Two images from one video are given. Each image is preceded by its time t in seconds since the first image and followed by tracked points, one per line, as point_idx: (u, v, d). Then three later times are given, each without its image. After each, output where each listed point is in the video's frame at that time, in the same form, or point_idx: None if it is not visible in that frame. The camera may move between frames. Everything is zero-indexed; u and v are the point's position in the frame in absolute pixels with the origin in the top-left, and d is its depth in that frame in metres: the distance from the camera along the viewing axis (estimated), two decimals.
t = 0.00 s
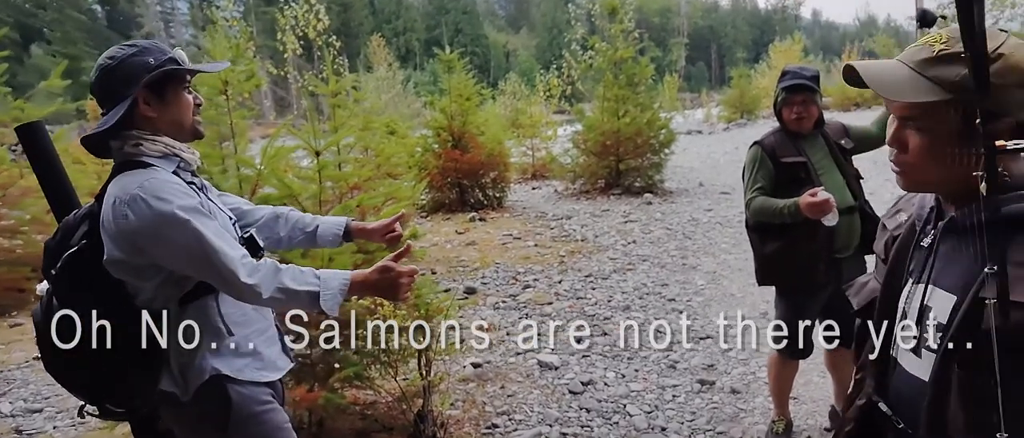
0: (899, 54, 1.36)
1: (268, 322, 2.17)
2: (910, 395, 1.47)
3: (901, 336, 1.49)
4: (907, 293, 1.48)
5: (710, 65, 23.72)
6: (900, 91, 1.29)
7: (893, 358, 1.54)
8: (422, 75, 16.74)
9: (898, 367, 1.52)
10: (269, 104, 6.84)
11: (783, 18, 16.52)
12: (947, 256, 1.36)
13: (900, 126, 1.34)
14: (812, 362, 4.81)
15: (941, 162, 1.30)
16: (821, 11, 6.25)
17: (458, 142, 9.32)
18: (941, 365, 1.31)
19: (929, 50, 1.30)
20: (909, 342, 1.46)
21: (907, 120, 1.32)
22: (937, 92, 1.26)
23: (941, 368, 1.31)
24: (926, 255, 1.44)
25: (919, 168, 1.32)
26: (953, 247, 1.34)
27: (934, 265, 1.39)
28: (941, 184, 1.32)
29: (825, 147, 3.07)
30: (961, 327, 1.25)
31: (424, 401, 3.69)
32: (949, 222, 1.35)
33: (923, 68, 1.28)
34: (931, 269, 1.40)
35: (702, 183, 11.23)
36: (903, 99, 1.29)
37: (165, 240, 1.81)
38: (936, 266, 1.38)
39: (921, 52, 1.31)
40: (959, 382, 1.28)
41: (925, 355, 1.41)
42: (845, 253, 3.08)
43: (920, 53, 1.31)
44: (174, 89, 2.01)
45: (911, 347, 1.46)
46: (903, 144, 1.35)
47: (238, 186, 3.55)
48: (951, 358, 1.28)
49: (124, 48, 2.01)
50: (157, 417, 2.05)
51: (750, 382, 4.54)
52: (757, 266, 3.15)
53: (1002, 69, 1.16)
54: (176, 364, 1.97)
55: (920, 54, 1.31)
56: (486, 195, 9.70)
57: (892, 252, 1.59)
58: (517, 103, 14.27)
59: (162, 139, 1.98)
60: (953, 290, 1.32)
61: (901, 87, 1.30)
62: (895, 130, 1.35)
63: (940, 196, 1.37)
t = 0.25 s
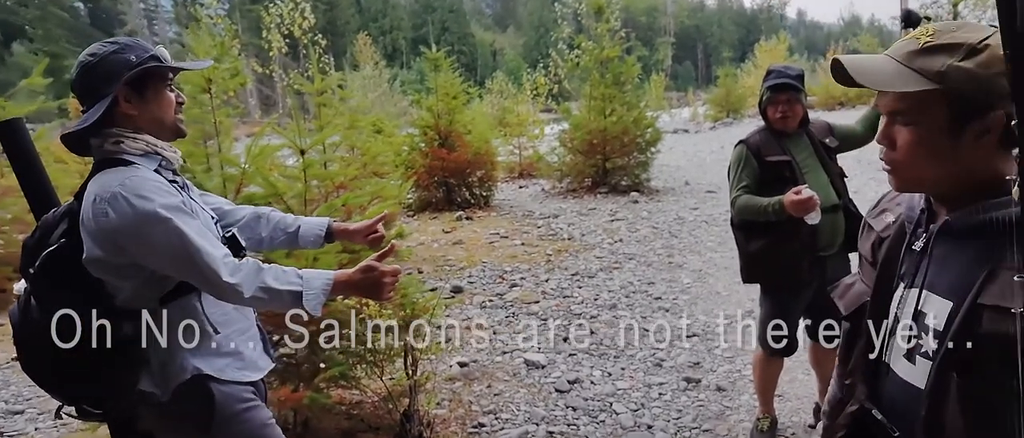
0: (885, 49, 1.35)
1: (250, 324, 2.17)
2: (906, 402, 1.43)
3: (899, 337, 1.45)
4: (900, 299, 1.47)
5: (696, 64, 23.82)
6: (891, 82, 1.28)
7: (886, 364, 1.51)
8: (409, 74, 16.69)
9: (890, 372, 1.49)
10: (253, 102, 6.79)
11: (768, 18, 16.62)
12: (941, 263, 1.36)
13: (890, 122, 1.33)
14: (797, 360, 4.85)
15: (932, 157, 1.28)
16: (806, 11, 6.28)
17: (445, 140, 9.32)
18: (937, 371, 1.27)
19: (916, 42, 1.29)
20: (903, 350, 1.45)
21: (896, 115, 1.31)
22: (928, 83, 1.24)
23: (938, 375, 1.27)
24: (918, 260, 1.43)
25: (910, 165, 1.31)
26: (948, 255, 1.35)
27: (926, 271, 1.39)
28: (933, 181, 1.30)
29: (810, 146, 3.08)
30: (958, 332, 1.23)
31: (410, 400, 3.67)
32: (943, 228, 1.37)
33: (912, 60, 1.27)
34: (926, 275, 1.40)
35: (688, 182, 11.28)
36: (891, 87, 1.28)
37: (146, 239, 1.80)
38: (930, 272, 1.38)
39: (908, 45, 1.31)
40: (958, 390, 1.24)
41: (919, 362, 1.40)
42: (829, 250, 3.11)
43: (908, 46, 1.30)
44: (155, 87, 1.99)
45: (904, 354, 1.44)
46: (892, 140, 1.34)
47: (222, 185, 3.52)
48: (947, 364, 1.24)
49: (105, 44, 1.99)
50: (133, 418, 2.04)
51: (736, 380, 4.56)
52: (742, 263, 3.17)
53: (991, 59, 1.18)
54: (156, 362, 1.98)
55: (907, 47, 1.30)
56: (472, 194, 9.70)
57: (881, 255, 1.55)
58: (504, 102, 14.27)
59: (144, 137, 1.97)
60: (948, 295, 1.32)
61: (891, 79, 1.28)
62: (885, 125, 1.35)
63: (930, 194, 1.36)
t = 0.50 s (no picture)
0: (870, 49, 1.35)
1: (234, 328, 2.17)
2: (903, 411, 1.37)
3: (898, 342, 1.39)
4: (897, 305, 1.41)
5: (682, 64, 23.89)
6: (874, 77, 1.27)
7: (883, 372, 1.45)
8: (396, 74, 16.62)
9: (886, 379, 1.43)
10: (239, 102, 6.74)
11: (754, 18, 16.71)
12: (938, 267, 1.30)
13: (878, 120, 1.31)
14: (783, 358, 4.88)
15: (923, 155, 1.25)
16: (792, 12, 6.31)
17: (432, 140, 9.26)
18: (936, 382, 1.25)
19: (898, 41, 1.30)
20: (900, 357, 1.38)
21: (884, 111, 1.29)
22: (911, 77, 1.23)
23: (938, 386, 1.25)
24: (915, 264, 1.38)
25: (901, 163, 1.27)
26: (944, 258, 1.29)
27: (924, 276, 1.33)
28: (924, 180, 1.27)
29: (796, 146, 3.10)
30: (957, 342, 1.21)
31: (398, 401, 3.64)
32: (939, 231, 1.30)
33: (895, 56, 1.27)
34: (922, 280, 1.34)
35: (675, 181, 11.30)
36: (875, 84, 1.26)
37: (129, 239, 1.78)
38: (927, 277, 1.33)
39: (891, 44, 1.31)
40: (959, 399, 1.22)
41: (917, 370, 1.34)
42: (815, 249, 3.13)
43: (891, 44, 1.30)
44: (138, 86, 1.98)
45: (901, 361, 1.38)
46: (881, 139, 1.31)
47: (208, 186, 3.48)
48: (946, 376, 1.23)
49: (87, 42, 1.97)
50: (112, 421, 2.02)
51: (723, 378, 4.58)
52: (729, 262, 3.18)
53: (973, 54, 1.18)
54: (140, 364, 1.97)
55: (891, 45, 1.31)
56: (460, 194, 9.66)
57: (875, 260, 1.51)
58: (491, 102, 14.24)
59: (127, 136, 1.96)
60: (946, 302, 1.27)
61: (875, 74, 1.27)
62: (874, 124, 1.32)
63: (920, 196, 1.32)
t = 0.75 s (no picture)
0: (857, 53, 1.29)
1: (218, 330, 2.17)
2: (902, 425, 1.25)
3: (894, 352, 1.27)
4: (895, 310, 1.27)
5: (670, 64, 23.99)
6: (860, 81, 1.20)
7: (881, 381, 1.32)
8: (384, 75, 16.60)
9: (884, 388, 1.30)
10: (226, 103, 6.71)
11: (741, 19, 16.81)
12: (939, 273, 1.18)
13: (869, 123, 1.23)
14: (770, 356, 4.90)
15: (916, 159, 1.16)
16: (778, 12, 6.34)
17: (420, 140, 9.25)
18: (936, 395, 1.14)
19: (884, 43, 1.23)
20: (898, 365, 1.25)
21: (874, 114, 1.21)
22: (898, 77, 1.16)
23: (937, 400, 1.14)
24: (914, 269, 1.25)
25: (894, 169, 1.19)
26: (946, 263, 1.16)
27: (923, 281, 1.21)
28: (921, 186, 1.18)
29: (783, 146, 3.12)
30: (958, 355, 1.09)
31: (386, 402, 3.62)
32: (937, 236, 1.18)
33: (881, 57, 1.20)
34: (919, 286, 1.22)
35: (664, 181, 11.34)
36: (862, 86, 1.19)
37: (113, 240, 1.78)
38: (926, 281, 1.20)
39: (877, 45, 1.24)
40: (963, 416, 1.11)
41: (914, 379, 1.21)
42: (801, 248, 3.14)
43: (878, 46, 1.23)
44: (123, 86, 1.97)
45: (900, 369, 1.25)
46: (872, 142, 1.22)
47: (193, 187, 3.45)
48: (945, 389, 1.13)
49: (71, 41, 1.95)
50: (93, 425, 1.99)
51: (711, 377, 4.60)
52: (715, 261, 3.20)
53: (961, 50, 1.11)
54: (124, 365, 1.97)
55: (877, 47, 1.24)
56: (448, 194, 9.65)
57: (871, 264, 1.37)
58: (480, 102, 14.25)
59: (111, 136, 1.94)
60: (946, 309, 1.15)
61: (860, 77, 1.21)
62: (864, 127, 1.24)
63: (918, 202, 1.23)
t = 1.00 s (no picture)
0: (851, 55, 1.28)
1: (204, 330, 2.15)
2: (899, 432, 1.24)
3: (892, 358, 1.26)
4: (894, 315, 1.27)
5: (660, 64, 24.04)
6: (855, 83, 1.19)
7: (878, 388, 1.31)
8: (374, 75, 16.55)
9: (882, 394, 1.29)
10: (213, 102, 6.69)
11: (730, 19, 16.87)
12: (938, 278, 1.17)
13: (865, 127, 1.22)
14: (759, 355, 4.92)
15: (916, 159, 1.16)
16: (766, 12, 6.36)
17: (410, 140, 9.22)
18: (935, 404, 1.13)
19: (880, 43, 1.22)
20: (895, 370, 1.25)
21: (870, 118, 1.21)
22: (894, 79, 1.15)
23: (936, 409, 1.13)
24: (911, 273, 1.25)
25: (893, 170, 1.18)
26: (944, 269, 1.16)
27: (921, 286, 1.21)
28: (919, 187, 1.17)
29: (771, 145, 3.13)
30: (956, 362, 1.08)
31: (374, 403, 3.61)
32: (936, 240, 1.18)
33: (876, 59, 1.20)
34: (917, 290, 1.22)
35: (653, 181, 11.36)
36: (859, 88, 1.18)
37: (99, 240, 1.76)
38: (924, 286, 1.20)
39: (873, 46, 1.24)
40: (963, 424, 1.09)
41: (913, 385, 1.21)
42: (789, 247, 3.15)
43: (873, 47, 1.23)
44: (109, 85, 1.95)
45: (899, 374, 1.24)
46: (870, 146, 1.21)
47: (180, 188, 3.43)
48: (945, 398, 1.11)
49: (57, 41, 1.94)
50: (78, 424, 2.00)
51: (700, 376, 4.61)
52: (704, 260, 3.21)
53: (958, 50, 1.10)
54: (109, 367, 1.96)
55: (873, 48, 1.23)
56: (438, 194, 9.63)
57: (866, 267, 1.36)
58: (470, 102, 14.23)
59: (98, 136, 1.93)
60: (945, 314, 1.14)
61: (856, 79, 1.20)
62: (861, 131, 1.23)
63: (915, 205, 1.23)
